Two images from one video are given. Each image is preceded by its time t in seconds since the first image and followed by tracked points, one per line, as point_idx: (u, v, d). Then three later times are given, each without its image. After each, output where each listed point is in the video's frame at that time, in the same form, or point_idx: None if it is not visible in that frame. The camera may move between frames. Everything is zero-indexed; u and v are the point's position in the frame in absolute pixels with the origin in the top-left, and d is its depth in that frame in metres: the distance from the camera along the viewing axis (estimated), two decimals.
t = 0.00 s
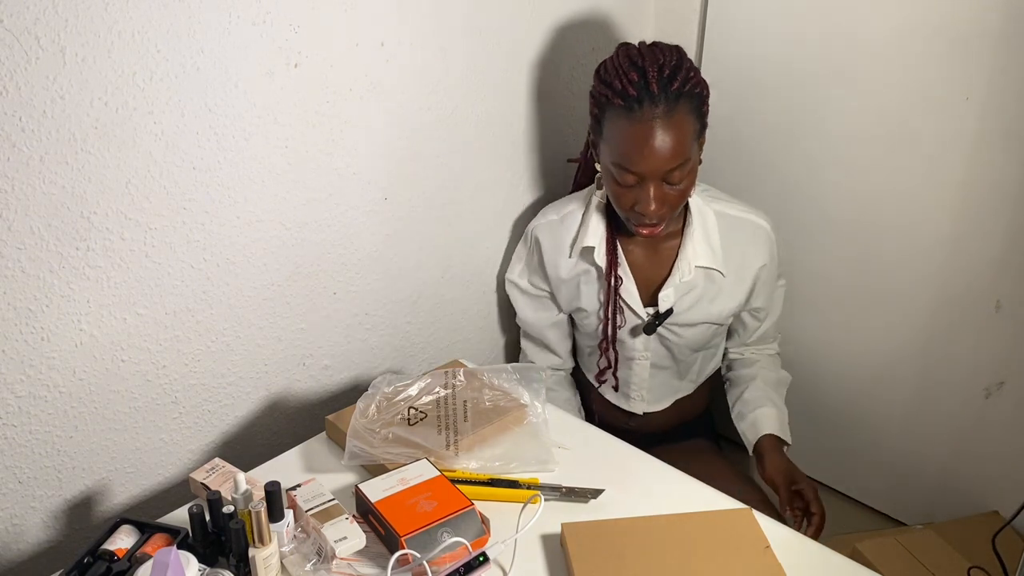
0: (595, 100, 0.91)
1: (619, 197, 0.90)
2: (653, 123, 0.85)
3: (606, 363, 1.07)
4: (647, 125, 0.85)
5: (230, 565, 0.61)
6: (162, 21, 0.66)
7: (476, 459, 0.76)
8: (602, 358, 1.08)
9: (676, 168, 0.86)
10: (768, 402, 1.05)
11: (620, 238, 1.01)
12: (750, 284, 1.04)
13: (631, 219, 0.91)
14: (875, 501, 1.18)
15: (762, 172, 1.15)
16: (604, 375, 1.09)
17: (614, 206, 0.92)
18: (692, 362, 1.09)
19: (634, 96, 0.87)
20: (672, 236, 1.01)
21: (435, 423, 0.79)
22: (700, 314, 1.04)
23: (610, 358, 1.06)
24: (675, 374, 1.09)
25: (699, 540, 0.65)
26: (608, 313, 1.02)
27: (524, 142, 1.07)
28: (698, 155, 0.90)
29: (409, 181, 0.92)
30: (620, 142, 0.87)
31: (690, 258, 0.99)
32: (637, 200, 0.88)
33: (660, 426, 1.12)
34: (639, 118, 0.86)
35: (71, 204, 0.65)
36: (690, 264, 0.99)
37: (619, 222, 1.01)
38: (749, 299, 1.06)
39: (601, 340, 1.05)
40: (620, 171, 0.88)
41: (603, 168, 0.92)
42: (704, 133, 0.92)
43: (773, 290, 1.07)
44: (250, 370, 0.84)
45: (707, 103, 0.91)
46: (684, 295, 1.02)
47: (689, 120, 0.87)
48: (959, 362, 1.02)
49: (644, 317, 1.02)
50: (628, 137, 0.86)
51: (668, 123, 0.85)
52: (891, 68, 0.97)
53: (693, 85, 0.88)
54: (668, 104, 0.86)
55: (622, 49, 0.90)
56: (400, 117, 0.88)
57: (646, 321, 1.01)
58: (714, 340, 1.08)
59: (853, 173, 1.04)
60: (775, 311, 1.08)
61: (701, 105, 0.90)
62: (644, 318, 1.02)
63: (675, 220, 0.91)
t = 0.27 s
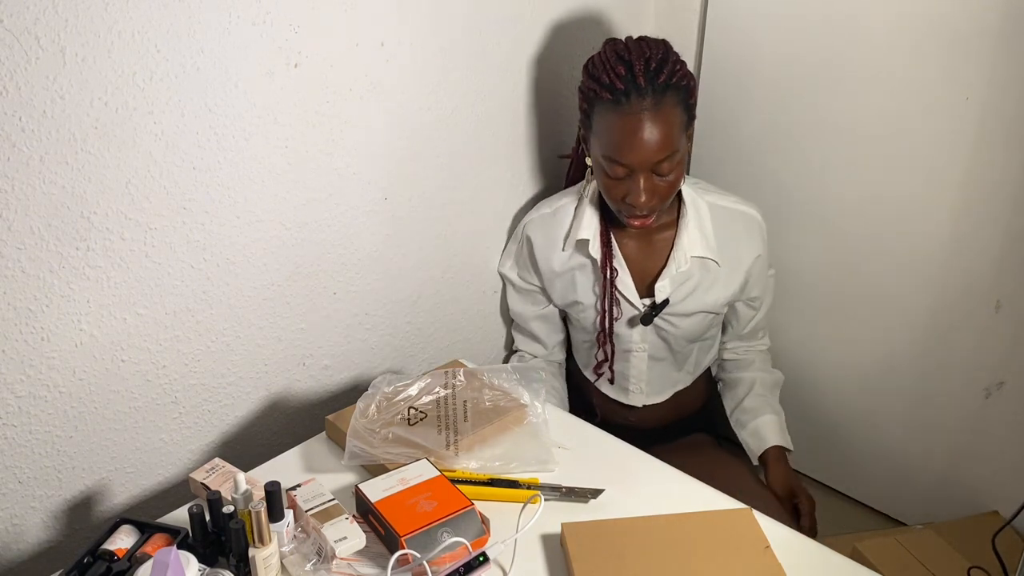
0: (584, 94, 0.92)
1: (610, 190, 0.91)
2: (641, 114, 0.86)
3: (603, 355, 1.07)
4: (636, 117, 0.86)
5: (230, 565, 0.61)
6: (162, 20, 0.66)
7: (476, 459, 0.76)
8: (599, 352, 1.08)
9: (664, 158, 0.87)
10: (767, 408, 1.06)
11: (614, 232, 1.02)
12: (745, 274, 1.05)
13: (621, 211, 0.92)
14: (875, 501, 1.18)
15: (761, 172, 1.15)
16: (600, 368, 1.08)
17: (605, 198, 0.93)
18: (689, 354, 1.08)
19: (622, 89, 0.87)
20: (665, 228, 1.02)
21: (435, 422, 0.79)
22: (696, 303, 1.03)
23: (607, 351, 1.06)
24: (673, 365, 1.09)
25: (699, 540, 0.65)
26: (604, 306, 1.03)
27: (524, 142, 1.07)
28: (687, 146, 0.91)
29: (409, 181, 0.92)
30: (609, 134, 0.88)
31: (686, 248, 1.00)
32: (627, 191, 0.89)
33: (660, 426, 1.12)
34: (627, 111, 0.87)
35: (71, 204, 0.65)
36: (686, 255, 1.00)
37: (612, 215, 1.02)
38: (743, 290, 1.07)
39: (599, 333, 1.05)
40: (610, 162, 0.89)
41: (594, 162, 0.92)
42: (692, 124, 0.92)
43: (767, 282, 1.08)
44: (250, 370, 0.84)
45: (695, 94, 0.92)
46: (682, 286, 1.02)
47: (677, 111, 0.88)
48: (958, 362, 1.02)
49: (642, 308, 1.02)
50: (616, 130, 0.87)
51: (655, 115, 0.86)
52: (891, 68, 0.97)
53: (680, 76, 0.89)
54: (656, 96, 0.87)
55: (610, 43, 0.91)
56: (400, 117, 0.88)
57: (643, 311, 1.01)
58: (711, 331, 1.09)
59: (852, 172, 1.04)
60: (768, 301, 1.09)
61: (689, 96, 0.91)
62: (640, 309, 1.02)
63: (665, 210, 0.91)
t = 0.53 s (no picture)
0: (579, 89, 0.93)
1: (605, 182, 0.91)
2: (635, 106, 0.87)
3: (603, 353, 1.07)
4: (629, 108, 0.87)
5: (230, 565, 0.61)
6: (162, 20, 0.66)
7: (476, 459, 0.76)
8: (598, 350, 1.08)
9: (658, 149, 0.88)
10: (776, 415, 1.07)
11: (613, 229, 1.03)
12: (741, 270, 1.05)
13: (616, 204, 0.92)
14: (875, 501, 1.18)
15: (761, 172, 1.15)
16: (600, 366, 1.08)
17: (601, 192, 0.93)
18: (687, 351, 1.08)
19: (616, 81, 0.88)
20: (661, 223, 1.02)
21: (435, 422, 0.79)
22: (694, 299, 1.04)
23: (605, 348, 1.06)
24: (673, 363, 1.09)
25: (699, 540, 0.65)
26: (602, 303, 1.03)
27: (524, 142, 1.07)
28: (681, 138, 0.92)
29: (409, 181, 0.92)
30: (603, 126, 0.88)
31: (683, 243, 1.00)
32: (622, 183, 0.90)
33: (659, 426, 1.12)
34: (621, 102, 0.88)
35: (71, 203, 0.65)
36: (683, 250, 1.00)
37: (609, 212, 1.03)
38: (740, 285, 1.07)
39: (598, 331, 1.05)
40: (604, 154, 0.89)
41: (589, 155, 0.93)
42: (686, 117, 0.93)
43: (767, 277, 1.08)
44: (250, 370, 0.84)
45: (688, 88, 0.93)
46: (678, 281, 1.02)
47: (670, 103, 0.89)
48: (958, 362, 1.02)
49: (639, 304, 1.02)
50: (610, 121, 0.88)
51: (648, 105, 0.87)
52: (891, 69, 0.97)
53: (672, 68, 0.90)
54: (650, 87, 0.88)
55: (603, 38, 0.93)
56: (400, 117, 0.88)
57: (640, 308, 1.01)
58: (710, 327, 1.09)
59: (852, 172, 1.04)
60: (766, 297, 1.09)
61: (682, 89, 0.92)
62: (638, 306, 1.02)
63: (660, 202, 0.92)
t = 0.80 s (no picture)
0: (576, 84, 0.94)
1: (605, 175, 0.92)
2: (635, 96, 0.88)
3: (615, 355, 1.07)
4: (630, 99, 0.88)
5: (230, 565, 0.62)
6: (162, 20, 0.66)
7: (476, 459, 0.76)
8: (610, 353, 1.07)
9: (659, 139, 0.89)
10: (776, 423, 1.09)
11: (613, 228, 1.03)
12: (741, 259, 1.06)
13: (617, 197, 0.93)
14: (875, 501, 1.18)
15: (762, 172, 1.15)
16: (612, 367, 1.08)
17: (601, 185, 0.94)
18: (696, 344, 1.08)
19: (615, 72, 0.90)
20: (661, 217, 1.03)
21: (435, 423, 0.79)
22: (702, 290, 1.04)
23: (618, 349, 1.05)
24: (684, 358, 1.09)
25: (699, 540, 0.65)
26: (611, 302, 1.02)
27: (524, 142, 1.07)
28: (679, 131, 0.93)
29: (409, 181, 0.92)
30: (604, 118, 0.90)
31: (684, 233, 1.01)
32: (623, 174, 0.91)
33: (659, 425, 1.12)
34: (620, 93, 0.89)
35: (71, 203, 0.65)
36: (686, 240, 1.01)
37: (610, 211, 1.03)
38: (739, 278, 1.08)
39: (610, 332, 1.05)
40: (605, 146, 0.90)
41: (588, 149, 0.94)
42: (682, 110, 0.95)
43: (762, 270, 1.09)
44: (250, 370, 0.84)
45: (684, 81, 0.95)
46: (684, 273, 1.02)
47: (669, 94, 0.91)
48: (959, 361, 1.02)
49: (650, 299, 1.02)
50: (610, 113, 0.89)
51: (648, 95, 0.88)
52: (891, 69, 0.97)
53: (669, 61, 0.92)
54: (648, 79, 0.90)
55: (599, 34, 0.94)
56: (400, 117, 0.88)
57: (653, 303, 1.01)
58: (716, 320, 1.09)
59: (852, 172, 1.04)
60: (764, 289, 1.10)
61: (679, 82, 0.93)
62: (650, 302, 1.02)
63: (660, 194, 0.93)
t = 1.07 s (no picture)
0: (572, 79, 0.95)
1: (602, 166, 0.93)
2: (631, 85, 0.89)
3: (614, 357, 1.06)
4: (626, 87, 0.89)
5: (230, 565, 0.62)
6: (162, 20, 0.66)
7: (476, 459, 0.76)
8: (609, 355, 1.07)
9: (655, 127, 0.90)
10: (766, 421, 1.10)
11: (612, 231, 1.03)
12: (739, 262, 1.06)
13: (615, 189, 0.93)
14: (875, 501, 1.18)
15: (762, 172, 1.15)
16: (611, 371, 1.07)
17: (598, 178, 0.94)
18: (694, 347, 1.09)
19: (611, 62, 0.91)
20: (658, 221, 1.03)
21: (435, 423, 0.79)
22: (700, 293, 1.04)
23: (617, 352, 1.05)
24: (681, 360, 1.09)
25: (699, 540, 0.65)
26: (610, 306, 1.02)
27: (524, 142, 1.07)
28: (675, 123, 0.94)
29: (409, 181, 0.92)
30: (601, 107, 0.90)
31: (682, 235, 1.01)
32: (620, 164, 0.91)
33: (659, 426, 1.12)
34: (617, 83, 0.90)
35: (71, 203, 0.65)
36: (684, 242, 1.01)
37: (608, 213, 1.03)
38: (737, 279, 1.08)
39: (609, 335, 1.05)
40: (602, 136, 0.91)
41: (585, 142, 0.94)
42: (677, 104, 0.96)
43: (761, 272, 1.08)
44: (250, 370, 0.84)
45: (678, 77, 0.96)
46: (682, 275, 1.02)
47: (664, 84, 0.92)
48: (958, 361, 1.02)
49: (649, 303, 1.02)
50: (607, 101, 0.90)
51: (644, 83, 0.89)
52: (891, 69, 0.97)
53: (664, 53, 0.94)
54: (644, 69, 0.91)
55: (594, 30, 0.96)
56: (400, 117, 0.88)
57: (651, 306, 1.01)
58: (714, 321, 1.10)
59: (851, 172, 1.04)
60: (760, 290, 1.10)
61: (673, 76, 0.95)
62: (648, 305, 1.02)
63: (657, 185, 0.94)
